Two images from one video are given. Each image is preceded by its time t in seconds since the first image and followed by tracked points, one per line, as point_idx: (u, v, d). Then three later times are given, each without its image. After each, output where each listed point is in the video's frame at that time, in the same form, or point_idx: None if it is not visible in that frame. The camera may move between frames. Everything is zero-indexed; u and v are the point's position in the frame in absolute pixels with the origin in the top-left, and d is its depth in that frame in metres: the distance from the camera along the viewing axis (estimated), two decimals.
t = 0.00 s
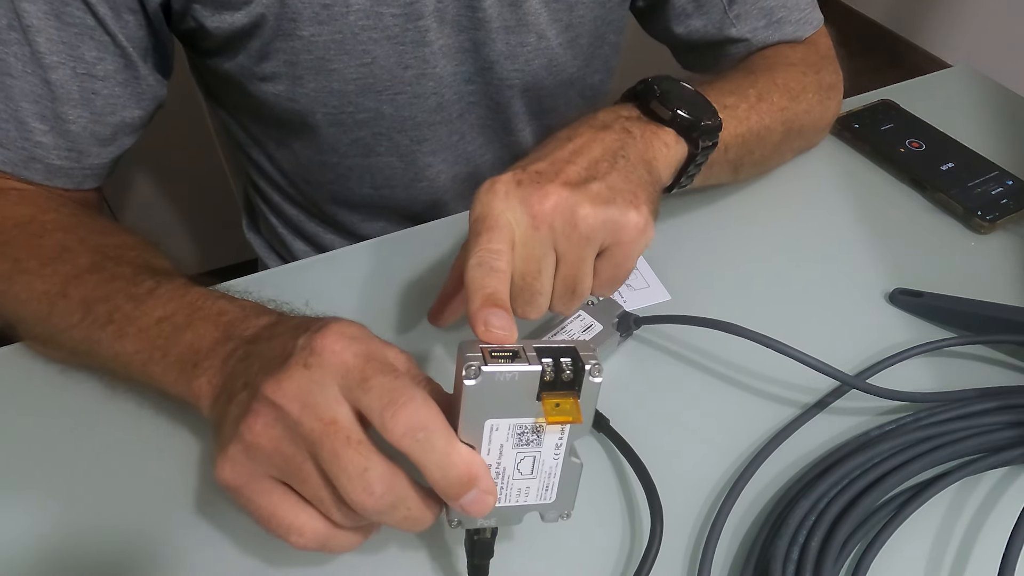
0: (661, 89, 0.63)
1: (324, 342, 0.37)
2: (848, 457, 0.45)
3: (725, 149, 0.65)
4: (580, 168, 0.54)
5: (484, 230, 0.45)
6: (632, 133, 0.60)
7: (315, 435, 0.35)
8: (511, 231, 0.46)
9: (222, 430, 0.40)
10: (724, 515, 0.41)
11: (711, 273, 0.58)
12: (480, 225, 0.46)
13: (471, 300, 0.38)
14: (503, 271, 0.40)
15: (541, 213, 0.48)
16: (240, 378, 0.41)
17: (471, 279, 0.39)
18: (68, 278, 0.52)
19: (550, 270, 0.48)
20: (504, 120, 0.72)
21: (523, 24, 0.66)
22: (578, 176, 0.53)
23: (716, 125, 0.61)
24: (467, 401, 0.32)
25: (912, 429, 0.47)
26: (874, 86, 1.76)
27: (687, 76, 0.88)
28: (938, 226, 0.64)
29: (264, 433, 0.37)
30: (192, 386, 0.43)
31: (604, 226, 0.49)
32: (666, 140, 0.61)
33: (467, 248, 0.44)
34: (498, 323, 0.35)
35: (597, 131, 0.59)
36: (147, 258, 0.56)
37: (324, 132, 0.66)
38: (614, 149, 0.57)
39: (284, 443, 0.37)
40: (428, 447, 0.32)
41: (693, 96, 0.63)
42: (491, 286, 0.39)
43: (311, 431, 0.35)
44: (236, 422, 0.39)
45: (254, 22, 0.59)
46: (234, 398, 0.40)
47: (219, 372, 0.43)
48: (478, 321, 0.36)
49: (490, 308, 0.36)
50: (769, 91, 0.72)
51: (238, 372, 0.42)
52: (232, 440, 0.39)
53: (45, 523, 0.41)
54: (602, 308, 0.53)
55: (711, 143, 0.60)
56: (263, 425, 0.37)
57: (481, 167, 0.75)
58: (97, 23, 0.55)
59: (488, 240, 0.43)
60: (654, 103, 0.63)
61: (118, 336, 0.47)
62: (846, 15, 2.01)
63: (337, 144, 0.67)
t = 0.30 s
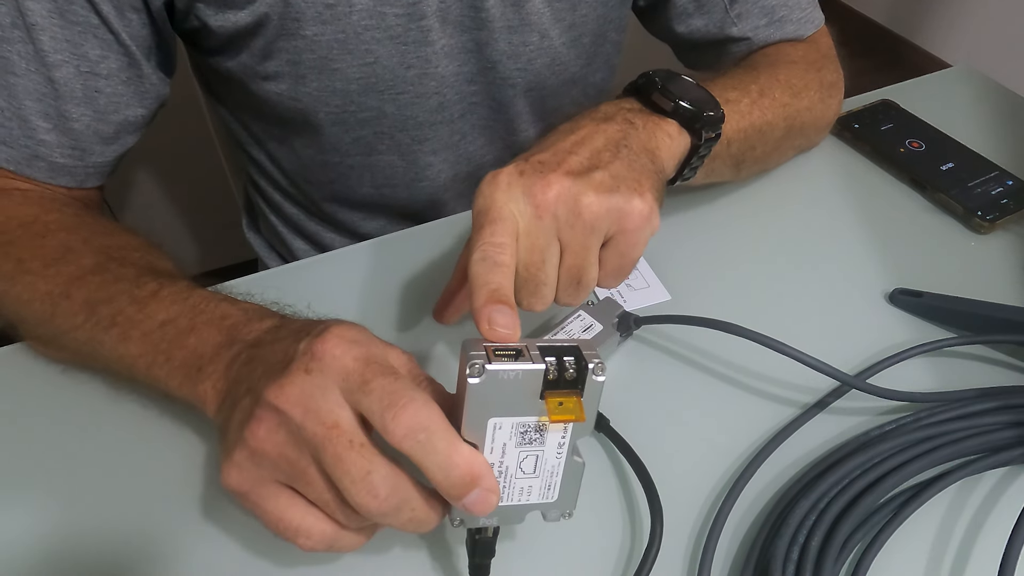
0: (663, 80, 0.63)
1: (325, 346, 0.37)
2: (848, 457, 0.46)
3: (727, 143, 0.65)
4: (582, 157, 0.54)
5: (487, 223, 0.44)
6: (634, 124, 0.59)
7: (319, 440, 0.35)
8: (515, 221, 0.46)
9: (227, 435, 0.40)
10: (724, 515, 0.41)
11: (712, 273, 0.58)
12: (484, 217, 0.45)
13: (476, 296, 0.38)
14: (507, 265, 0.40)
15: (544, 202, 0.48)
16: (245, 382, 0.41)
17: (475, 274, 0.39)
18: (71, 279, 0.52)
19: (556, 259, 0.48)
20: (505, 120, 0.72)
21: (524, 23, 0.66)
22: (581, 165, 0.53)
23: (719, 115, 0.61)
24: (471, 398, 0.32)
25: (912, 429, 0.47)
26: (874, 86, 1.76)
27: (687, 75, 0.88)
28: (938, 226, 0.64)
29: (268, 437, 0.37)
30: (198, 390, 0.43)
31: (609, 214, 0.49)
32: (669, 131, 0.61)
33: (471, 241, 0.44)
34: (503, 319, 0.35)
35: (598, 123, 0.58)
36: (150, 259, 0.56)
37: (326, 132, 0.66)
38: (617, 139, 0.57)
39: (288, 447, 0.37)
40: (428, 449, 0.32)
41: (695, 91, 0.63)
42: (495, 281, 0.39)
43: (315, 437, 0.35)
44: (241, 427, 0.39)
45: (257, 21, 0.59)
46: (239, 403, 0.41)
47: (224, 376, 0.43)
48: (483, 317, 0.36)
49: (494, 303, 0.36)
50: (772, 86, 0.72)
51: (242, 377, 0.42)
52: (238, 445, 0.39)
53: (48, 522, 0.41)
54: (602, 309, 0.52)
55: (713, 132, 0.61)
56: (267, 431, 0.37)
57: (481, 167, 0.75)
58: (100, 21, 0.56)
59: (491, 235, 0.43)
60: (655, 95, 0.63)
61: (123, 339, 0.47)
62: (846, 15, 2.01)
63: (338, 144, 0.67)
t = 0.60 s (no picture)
0: (666, 76, 0.63)
1: (324, 347, 0.37)
2: (848, 457, 0.45)
3: (729, 141, 0.65)
4: (585, 148, 0.54)
5: (488, 213, 0.44)
6: (637, 118, 0.59)
7: (317, 439, 0.35)
8: (517, 209, 0.46)
9: (227, 436, 0.40)
10: (724, 515, 0.41)
11: (711, 273, 0.58)
12: (485, 206, 0.45)
13: (478, 289, 0.38)
14: (508, 258, 0.40)
15: (547, 190, 0.48)
16: (245, 383, 0.41)
17: (476, 266, 0.39)
18: (70, 280, 0.52)
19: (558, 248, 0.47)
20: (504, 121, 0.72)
21: (524, 26, 0.66)
22: (584, 155, 0.53)
23: (722, 111, 0.61)
24: (471, 397, 0.32)
25: (912, 429, 0.47)
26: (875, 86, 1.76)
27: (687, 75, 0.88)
28: (938, 226, 0.64)
29: (267, 438, 0.37)
30: (198, 391, 0.43)
31: (612, 203, 0.49)
32: (671, 127, 0.60)
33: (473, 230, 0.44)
34: (503, 316, 0.35)
35: (602, 116, 0.58)
36: (149, 260, 0.56)
37: (325, 134, 0.66)
38: (621, 131, 0.57)
39: (288, 448, 0.37)
40: (428, 449, 0.32)
41: (697, 88, 0.63)
42: (497, 275, 0.38)
43: (314, 436, 0.35)
44: (240, 428, 0.39)
45: (255, 24, 0.59)
46: (238, 404, 0.40)
47: (223, 377, 0.43)
48: (484, 313, 0.36)
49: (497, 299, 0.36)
50: (775, 84, 0.72)
51: (241, 377, 0.42)
52: (238, 446, 0.39)
53: (46, 523, 0.41)
54: (602, 309, 0.52)
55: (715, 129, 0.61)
56: (267, 431, 0.37)
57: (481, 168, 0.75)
58: (99, 24, 0.56)
59: (493, 226, 0.43)
60: (658, 90, 0.63)
61: (122, 340, 0.47)
62: (846, 15, 2.01)
63: (337, 145, 0.67)
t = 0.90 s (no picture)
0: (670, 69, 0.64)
1: (325, 347, 0.37)
2: (848, 457, 0.45)
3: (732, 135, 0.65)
4: (589, 136, 0.54)
5: (492, 203, 0.44)
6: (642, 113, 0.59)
7: (319, 438, 0.35)
8: (521, 195, 0.46)
9: (229, 436, 0.40)
10: (724, 515, 0.41)
11: (712, 273, 0.58)
12: (490, 194, 0.45)
13: (483, 283, 0.38)
14: (513, 253, 0.40)
15: (551, 175, 0.48)
16: (246, 383, 0.41)
17: (480, 260, 0.39)
18: (71, 280, 0.52)
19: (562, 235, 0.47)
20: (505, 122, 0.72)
21: (524, 26, 0.66)
22: (588, 142, 0.53)
23: (726, 103, 0.61)
24: (473, 394, 0.32)
25: (912, 429, 0.47)
26: (875, 86, 1.76)
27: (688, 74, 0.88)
28: (938, 226, 0.64)
29: (269, 438, 0.37)
30: (200, 391, 0.43)
31: (617, 188, 0.49)
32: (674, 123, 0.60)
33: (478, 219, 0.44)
34: (506, 313, 0.35)
35: (606, 107, 0.58)
36: (150, 260, 0.56)
37: (326, 134, 0.66)
38: (626, 121, 0.57)
39: (290, 447, 0.37)
40: (430, 448, 0.32)
41: (700, 82, 0.63)
42: (502, 269, 0.38)
43: (315, 436, 0.35)
44: (242, 428, 0.39)
45: (256, 25, 0.59)
46: (240, 404, 0.41)
47: (225, 378, 0.43)
48: (489, 308, 0.35)
49: (503, 294, 0.36)
50: (777, 81, 0.72)
51: (243, 378, 0.42)
52: (240, 446, 0.39)
53: (47, 523, 0.41)
54: (602, 309, 0.52)
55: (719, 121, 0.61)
56: (269, 431, 0.37)
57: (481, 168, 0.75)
58: (99, 25, 0.56)
59: (497, 219, 0.42)
60: (662, 83, 0.63)
61: (123, 341, 0.47)
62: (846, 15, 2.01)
63: (338, 146, 0.67)
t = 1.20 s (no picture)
0: (671, 64, 0.63)
1: (325, 347, 0.37)
2: (848, 457, 0.46)
3: (733, 133, 0.66)
4: (592, 129, 0.54)
5: (493, 197, 0.44)
6: (644, 110, 0.59)
7: (319, 438, 0.35)
8: (522, 186, 0.46)
9: (229, 437, 0.40)
10: (724, 515, 0.41)
11: (712, 273, 0.58)
12: (491, 186, 0.45)
13: (483, 279, 0.38)
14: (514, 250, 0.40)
15: (553, 166, 0.48)
16: (247, 383, 0.41)
17: (481, 255, 0.39)
18: (71, 280, 0.52)
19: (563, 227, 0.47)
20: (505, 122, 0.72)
21: (525, 26, 0.66)
22: (591, 135, 0.53)
23: (728, 99, 0.60)
24: (472, 394, 0.32)
25: (912, 429, 0.47)
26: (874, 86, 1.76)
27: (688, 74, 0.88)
28: (938, 226, 0.64)
29: (269, 439, 0.38)
30: (200, 391, 0.44)
31: (619, 180, 0.49)
32: (675, 120, 0.60)
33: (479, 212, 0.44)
34: (505, 309, 0.35)
35: (608, 102, 0.58)
36: (150, 260, 0.56)
37: (327, 134, 0.66)
38: (629, 116, 0.57)
39: (291, 447, 0.37)
40: (430, 448, 0.32)
41: (702, 79, 0.63)
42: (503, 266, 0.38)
43: (315, 436, 0.35)
44: (242, 429, 0.39)
45: (258, 25, 0.59)
46: (241, 404, 0.41)
47: (225, 378, 0.43)
48: (488, 304, 0.35)
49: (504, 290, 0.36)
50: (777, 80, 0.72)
51: (244, 377, 0.42)
52: (240, 447, 0.39)
53: (48, 523, 0.41)
54: (602, 309, 0.52)
55: (721, 118, 0.60)
56: (269, 432, 0.37)
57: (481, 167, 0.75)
58: (100, 24, 0.56)
59: (498, 213, 0.42)
60: (664, 79, 0.63)
61: (124, 341, 0.47)
62: (846, 15, 2.01)
63: (339, 145, 0.67)
